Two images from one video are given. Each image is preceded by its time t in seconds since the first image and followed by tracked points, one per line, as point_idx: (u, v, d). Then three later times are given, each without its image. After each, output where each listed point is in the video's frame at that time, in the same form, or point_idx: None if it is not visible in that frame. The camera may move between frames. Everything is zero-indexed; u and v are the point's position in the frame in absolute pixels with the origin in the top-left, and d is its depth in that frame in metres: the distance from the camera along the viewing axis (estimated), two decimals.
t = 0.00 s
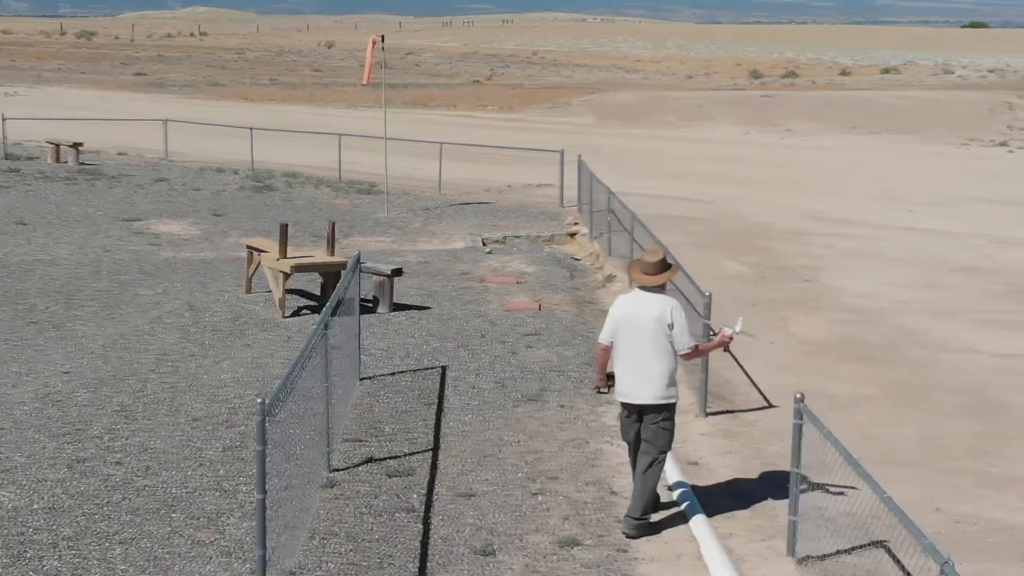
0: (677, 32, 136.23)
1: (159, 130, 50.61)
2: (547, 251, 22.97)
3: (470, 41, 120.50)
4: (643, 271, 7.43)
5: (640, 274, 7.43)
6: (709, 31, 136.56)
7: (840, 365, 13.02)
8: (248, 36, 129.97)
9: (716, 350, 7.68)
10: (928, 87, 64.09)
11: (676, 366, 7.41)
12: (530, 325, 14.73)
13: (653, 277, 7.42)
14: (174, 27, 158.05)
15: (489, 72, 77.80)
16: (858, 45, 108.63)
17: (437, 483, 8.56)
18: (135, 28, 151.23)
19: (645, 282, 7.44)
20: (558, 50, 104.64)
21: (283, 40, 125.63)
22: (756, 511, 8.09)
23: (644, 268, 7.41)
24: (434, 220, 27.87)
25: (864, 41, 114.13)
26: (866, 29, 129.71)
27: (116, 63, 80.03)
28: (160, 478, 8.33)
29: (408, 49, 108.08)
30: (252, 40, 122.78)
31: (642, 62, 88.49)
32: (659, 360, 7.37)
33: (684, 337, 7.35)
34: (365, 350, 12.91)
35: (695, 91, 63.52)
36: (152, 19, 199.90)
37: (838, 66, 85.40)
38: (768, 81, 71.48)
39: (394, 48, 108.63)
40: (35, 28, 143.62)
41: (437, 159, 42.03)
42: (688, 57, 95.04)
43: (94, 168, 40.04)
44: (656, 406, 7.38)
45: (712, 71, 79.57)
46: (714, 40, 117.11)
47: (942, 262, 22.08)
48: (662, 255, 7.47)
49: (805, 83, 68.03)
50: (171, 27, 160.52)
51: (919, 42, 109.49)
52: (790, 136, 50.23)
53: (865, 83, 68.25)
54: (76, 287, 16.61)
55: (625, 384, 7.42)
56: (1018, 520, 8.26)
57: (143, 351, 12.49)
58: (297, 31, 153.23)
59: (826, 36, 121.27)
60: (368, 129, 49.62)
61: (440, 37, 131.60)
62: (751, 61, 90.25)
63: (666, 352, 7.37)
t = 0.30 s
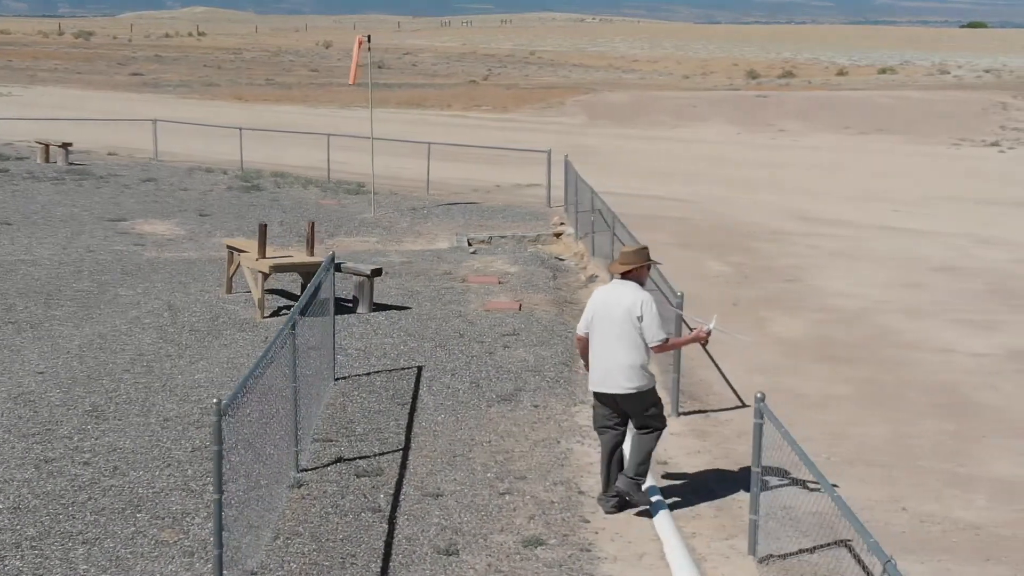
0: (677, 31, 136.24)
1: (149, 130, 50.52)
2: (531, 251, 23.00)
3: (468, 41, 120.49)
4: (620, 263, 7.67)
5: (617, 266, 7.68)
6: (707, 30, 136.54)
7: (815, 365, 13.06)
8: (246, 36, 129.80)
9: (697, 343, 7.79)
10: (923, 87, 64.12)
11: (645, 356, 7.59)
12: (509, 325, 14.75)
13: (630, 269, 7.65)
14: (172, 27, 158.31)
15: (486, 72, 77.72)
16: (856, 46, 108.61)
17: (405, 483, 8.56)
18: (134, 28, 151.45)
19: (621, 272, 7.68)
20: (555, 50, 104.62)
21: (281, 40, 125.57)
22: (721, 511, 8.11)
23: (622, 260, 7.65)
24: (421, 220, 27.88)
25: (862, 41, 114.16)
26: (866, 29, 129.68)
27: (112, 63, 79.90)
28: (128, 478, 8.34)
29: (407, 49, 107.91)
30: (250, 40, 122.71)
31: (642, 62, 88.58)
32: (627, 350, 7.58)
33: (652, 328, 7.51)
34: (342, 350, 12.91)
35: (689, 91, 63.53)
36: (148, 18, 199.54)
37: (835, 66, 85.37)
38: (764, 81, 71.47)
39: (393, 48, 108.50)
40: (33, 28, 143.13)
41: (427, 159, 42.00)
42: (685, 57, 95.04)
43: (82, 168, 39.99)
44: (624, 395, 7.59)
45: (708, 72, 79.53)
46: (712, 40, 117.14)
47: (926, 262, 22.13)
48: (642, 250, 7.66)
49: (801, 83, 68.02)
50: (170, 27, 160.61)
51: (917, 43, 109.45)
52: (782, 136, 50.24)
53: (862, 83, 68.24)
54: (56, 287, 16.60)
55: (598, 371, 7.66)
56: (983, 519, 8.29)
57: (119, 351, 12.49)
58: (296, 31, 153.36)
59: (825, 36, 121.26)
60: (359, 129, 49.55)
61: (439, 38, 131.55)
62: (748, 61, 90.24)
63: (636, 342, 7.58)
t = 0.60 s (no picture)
0: (676, 31, 136.39)
1: (140, 130, 50.49)
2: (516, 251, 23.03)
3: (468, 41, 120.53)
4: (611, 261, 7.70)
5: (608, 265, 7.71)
6: (709, 30, 136.58)
7: (793, 364, 13.09)
8: (246, 36, 129.85)
9: (683, 344, 7.79)
10: (919, 87, 64.20)
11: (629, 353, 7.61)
12: (489, 325, 14.76)
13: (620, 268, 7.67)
14: (171, 27, 158.23)
15: (483, 72, 77.74)
16: (856, 46, 108.68)
17: (375, 483, 8.57)
18: (133, 28, 151.60)
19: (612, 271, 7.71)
20: (554, 50, 104.71)
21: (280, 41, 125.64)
22: (688, 511, 8.15)
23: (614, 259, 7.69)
24: (409, 221, 27.90)
25: (861, 41, 114.28)
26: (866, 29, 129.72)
27: (109, 63, 79.92)
28: (96, 478, 8.34)
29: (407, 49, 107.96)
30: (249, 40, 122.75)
31: (641, 62, 88.69)
32: (611, 348, 7.61)
33: (635, 328, 7.51)
34: (320, 350, 12.92)
35: (685, 91, 63.60)
36: (147, 18, 199.40)
37: (833, 66, 85.44)
38: (761, 81, 71.55)
39: (392, 48, 108.50)
40: (32, 28, 143.28)
41: (419, 159, 42.02)
42: (683, 57, 95.11)
43: (72, 168, 39.97)
44: (606, 391, 7.63)
45: (706, 72, 79.61)
46: (712, 40, 117.28)
47: (912, 262, 22.17)
48: (633, 250, 7.68)
49: (798, 83, 68.10)
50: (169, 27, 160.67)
51: (917, 42, 109.53)
52: (776, 136, 50.31)
53: (859, 83, 68.33)
54: (37, 287, 16.60)
55: (580, 364, 7.72)
56: (950, 520, 8.31)
57: (96, 351, 12.48)
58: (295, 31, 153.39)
59: (824, 36, 121.39)
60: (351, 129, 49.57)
61: (440, 37, 131.63)
62: (747, 61, 90.36)
63: (619, 341, 7.60)
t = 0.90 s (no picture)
0: (676, 32, 136.44)
1: (131, 130, 50.45)
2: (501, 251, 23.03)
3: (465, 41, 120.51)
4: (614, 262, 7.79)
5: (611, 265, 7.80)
6: (708, 30, 136.65)
7: (770, 364, 13.12)
8: (244, 36, 129.83)
9: (685, 341, 7.88)
10: (915, 87, 64.27)
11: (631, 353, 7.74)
12: (469, 325, 14.77)
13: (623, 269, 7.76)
14: (169, 27, 157.92)
15: (479, 72, 77.71)
16: (855, 46, 108.73)
17: (345, 483, 8.58)
18: (131, 28, 151.59)
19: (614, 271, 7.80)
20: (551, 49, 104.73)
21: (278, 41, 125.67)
22: (656, 511, 8.17)
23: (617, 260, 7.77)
24: (397, 221, 27.91)
25: (860, 41, 114.35)
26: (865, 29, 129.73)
27: (104, 62, 79.81)
28: (65, 478, 8.34)
29: (404, 50, 108.00)
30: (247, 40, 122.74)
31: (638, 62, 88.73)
32: (612, 347, 7.75)
33: (637, 330, 7.62)
34: (298, 350, 12.93)
35: (680, 91, 63.66)
36: (144, 19, 199.21)
37: (829, 66, 85.48)
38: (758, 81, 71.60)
39: (390, 48, 108.50)
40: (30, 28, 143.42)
41: (410, 159, 42.02)
42: (680, 57, 95.13)
43: (61, 168, 39.92)
44: (608, 388, 7.80)
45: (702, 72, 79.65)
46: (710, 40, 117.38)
47: (897, 262, 22.20)
48: (636, 251, 7.75)
49: (794, 83, 68.17)
50: (168, 28, 160.65)
51: (916, 42, 109.60)
52: (769, 136, 50.36)
53: (855, 83, 68.40)
54: (18, 288, 16.58)
55: (583, 361, 7.87)
56: (918, 519, 8.35)
57: (73, 351, 12.47)
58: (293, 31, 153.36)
59: (822, 36, 121.43)
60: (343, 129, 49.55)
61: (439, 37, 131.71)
62: (744, 61, 90.44)
63: (621, 340, 7.74)
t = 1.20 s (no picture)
0: (674, 32, 136.60)
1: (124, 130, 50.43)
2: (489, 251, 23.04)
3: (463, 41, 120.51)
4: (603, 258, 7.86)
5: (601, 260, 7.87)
6: (707, 30, 136.84)
7: (749, 364, 13.14)
8: (243, 37, 129.88)
9: (674, 336, 7.91)
10: (911, 87, 64.34)
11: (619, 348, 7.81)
12: (451, 325, 14.79)
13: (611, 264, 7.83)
14: (167, 27, 157.96)
15: (475, 72, 77.75)
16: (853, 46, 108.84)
17: (317, 483, 8.59)
18: (131, 27, 151.65)
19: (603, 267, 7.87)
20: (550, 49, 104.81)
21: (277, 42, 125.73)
22: (627, 510, 8.19)
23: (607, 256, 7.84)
24: (386, 220, 27.93)
25: (858, 41, 114.46)
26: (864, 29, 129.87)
27: (99, 62, 79.77)
28: (35, 478, 8.34)
29: (402, 50, 108.11)
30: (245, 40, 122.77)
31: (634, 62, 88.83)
32: (600, 341, 7.83)
33: (624, 324, 7.68)
34: (278, 350, 12.94)
35: (675, 91, 63.73)
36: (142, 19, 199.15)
37: (826, 65, 85.56)
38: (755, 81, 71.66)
39: (388, 48, 108.57)
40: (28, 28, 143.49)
41: (402, 159, 42.02)
42: (677, 57, 95.22)
43: (52, 168, 39.91)
44: (595, 382, 7.87)
45: (699, 72, 79.70)
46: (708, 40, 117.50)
47: (883, 262, 22.23)
48: (625, 247, 7.81)
49: (790, 83, 68.26)
50: (166, 28, 160.65)
51: (915, 42, 109.68)
52: (763, 136, 50.41)
53: (851, 83, 68.52)
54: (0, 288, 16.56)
55: (572, 355, 7.97)
56: (888, 518, 8.38)
57: (51, 351, 12.48)
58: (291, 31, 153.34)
59: (821, 36, 121.53)
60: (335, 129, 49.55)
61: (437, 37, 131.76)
62: (742, 62, 90.55)
63: (608, 334, 7.81)
